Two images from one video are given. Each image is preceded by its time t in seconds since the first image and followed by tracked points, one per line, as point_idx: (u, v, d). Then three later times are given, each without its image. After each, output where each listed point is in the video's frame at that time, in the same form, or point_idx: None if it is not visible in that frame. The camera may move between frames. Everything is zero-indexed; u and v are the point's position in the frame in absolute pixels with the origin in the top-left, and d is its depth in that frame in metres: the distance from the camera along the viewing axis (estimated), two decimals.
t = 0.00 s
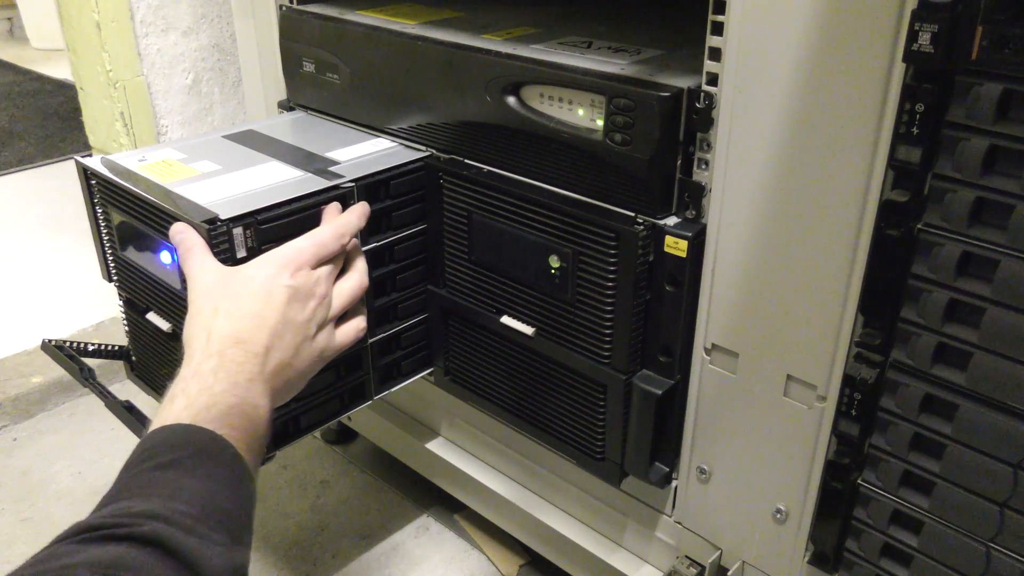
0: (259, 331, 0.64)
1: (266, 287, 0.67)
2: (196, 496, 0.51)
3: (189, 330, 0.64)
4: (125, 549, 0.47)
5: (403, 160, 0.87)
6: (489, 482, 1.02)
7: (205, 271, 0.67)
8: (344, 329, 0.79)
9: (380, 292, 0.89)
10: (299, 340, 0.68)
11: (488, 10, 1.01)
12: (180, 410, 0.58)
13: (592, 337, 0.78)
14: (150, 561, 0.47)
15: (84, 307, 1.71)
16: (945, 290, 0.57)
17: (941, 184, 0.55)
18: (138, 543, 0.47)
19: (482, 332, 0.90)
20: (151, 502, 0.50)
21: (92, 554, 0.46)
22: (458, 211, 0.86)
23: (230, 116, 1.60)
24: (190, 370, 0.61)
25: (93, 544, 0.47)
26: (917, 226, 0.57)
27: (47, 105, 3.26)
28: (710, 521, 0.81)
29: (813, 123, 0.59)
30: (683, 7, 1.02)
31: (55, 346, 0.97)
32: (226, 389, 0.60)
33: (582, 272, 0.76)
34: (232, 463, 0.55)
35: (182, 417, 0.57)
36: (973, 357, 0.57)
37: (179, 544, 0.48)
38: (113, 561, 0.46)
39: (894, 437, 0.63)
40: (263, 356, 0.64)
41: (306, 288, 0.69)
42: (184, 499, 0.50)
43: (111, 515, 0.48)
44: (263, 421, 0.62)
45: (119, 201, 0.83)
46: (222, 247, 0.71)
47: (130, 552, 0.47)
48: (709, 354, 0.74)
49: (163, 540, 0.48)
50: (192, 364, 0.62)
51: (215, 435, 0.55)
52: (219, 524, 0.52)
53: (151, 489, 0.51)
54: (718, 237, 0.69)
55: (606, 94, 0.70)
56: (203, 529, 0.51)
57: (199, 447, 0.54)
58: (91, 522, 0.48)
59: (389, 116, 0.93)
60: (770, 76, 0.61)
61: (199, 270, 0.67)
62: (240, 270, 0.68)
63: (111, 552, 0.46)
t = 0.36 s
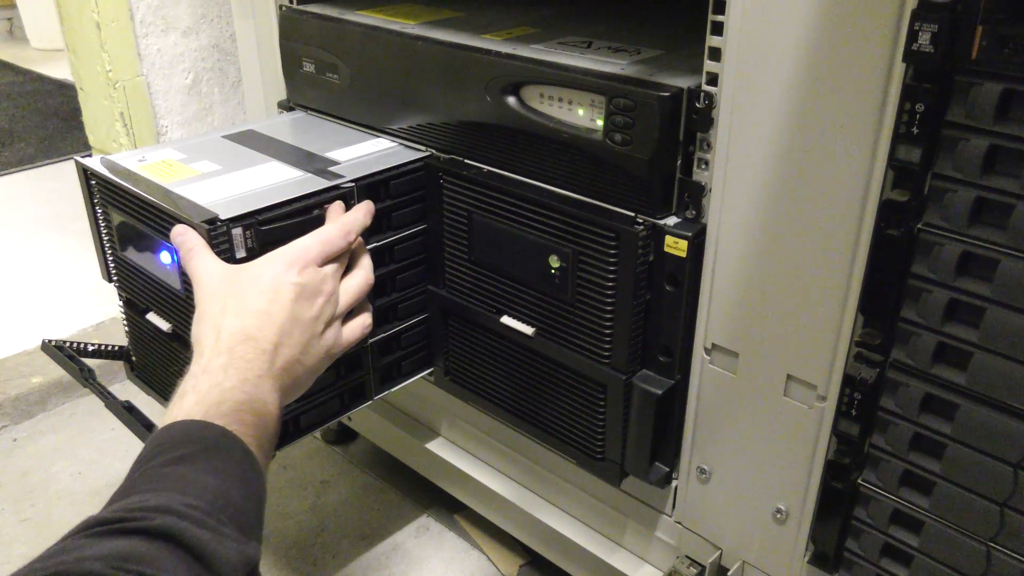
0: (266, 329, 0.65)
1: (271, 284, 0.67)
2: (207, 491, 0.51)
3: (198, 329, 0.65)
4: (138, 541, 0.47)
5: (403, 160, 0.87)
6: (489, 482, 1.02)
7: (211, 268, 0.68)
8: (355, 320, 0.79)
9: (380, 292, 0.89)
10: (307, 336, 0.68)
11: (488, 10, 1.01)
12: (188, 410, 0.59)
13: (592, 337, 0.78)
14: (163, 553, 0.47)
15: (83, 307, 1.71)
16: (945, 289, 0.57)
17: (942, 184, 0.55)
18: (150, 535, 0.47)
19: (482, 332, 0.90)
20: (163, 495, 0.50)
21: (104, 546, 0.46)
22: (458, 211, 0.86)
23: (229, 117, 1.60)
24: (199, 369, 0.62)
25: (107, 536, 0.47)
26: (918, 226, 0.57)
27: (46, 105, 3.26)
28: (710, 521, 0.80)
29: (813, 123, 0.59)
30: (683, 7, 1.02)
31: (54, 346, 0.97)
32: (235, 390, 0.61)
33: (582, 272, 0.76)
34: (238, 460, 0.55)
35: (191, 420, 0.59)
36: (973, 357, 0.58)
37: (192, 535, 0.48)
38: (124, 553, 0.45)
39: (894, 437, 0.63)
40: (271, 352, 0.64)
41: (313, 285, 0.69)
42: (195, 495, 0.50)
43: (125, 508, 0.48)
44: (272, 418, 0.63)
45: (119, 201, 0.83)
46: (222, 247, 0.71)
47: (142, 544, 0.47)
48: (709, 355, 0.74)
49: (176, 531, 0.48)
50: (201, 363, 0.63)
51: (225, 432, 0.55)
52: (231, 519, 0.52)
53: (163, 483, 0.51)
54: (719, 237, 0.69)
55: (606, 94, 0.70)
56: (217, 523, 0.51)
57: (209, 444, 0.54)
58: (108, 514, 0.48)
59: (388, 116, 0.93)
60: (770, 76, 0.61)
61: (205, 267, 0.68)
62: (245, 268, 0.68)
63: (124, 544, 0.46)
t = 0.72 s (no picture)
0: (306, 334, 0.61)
1: (311, 276, 0.64)
2: (238, 491, 0.49)
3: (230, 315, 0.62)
4: (167, 547, 0.44)
5: (403, 160, 0.87)
6: (489, 483, 1.02)
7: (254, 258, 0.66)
8: (365, 339, 0.77)
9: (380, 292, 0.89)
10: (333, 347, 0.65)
11: (487, 10, 1.01)
12: (222, 398, 0.55)
13: (592, 337, 0.78)
14: (198, 565, 0.44)
15: (83, 307, 1.71)
16: (945, 289, 0.57)
17: (941, 184, 0.55)
18: (185, 544, 0.45)
19: (483, 332, 0.90)
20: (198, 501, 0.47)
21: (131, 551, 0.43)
22: (458, 211, 0.86)
23: (228, 117, 1.60)
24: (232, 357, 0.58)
25: (135, 541, 0.44)
26: (918, 226, 0.57)
27: (47, 105, 3.26)
28: (710, 521, 0.80)
29: (813, 124, 0.59)
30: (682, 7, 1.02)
31: (55, 347, 0.97)
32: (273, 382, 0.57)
33: (582, 272, 0.76)
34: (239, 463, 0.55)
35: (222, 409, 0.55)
36: (973, 357, 0.58)
37: (221, 544, 0.45)
38: (155, 562, 0.43)
39: (894, 437, 0.63)
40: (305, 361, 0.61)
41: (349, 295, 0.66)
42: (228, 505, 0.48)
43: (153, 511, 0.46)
44: (301, 421, 0.59)
45: (119, 201, 0.83)
46: (222, 247, 0.71)
47: (171, 550, 0.44)
48: (709, 354, 0.74)
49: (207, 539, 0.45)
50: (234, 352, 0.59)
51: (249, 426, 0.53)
52: (262, 524, 0.49)
53: (191, 485, 0.48)
54: (719, 238, 0.69)
55: (606, 94, 0.70)
56: (248, 531, 0.48)
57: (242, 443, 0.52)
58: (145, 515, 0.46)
59: (388, 116, 0.93)
60: (770, 76, 0.61)
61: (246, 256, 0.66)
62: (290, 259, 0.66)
63: (151, 550, 0.44)
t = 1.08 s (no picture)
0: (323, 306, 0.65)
1: (338, 260, 0.70)
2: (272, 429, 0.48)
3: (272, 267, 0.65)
4: (195, 466, 0.43)
5: (402, 160, 0.87)
6: (490, 482, 1.02)
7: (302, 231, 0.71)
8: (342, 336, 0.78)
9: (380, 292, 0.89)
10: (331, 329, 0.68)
11: (487, 10, 1.01)
12: (263, 326, 0.58)
13: (592, 337, 0.78)
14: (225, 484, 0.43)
15: (83, 307, 1.71)
16: (945, 288, 0.57)
17: (942, 183, 0.55)
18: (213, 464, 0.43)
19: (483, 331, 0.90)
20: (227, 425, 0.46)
21: (160, 467, 0.42)
22: (458, 211, 0.86)
23: (229, 118, 1.60)
24: (277, 299, 0.62)
25: (164, 457, 0.43)
26: (918, 226, 0.57)
27: (47, 105, 3.26)
28: (710, 521, 0.80)
29: (813, 124, 0.59)
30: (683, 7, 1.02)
31: (55, 347, 0.97)
32: (313, 333, 0.61)
33: (582, 272, 0.76)
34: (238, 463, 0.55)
35: (266, 336, 0.57)
36: (973, 356, 0.57)
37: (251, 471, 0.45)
38: (185, 477, 0.42)
39: (894, 436, 0.63)
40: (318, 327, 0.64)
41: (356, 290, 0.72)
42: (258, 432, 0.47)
43: (184, 431, 0.45)
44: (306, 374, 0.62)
45: (119, 201, 0.83)
46: (222, 248, 0.71)
47: (199, 471, 0.43)
48: (709, 354, 0.74)
49: (241, 469, 0.44)
50: (277, 298, 0.62)
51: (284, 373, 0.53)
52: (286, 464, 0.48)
53: (220, 411, 0.47)
54: (719, 238, 0.69)
55: (606, 94, 0.70)
56: (277, 469, 0.47)
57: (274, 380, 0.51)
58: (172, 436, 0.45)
59: (388, 116, 0.93)
60: (771, 75, 0.61)
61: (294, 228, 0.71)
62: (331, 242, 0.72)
63: (179, 467, 0.42)
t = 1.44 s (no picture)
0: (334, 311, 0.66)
1: (347, 264, 0.70)
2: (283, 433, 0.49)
3: (279, 275, 0.66)
4: (213, 468, 0.44)
5: (402, 160, 0.87)
6: (490, 482, 1.02)
7: (308, 238, 0.72)
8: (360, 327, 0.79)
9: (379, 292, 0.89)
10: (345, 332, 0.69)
11: (487, 10, 1.01)
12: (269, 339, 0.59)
13: (592, 337, 0.78)
14: (240, 481, 0.44)
15: (83, 308, 1.71)
16: (945, 288, 0.57)
17: (941, 183, 0.55)
18: (228, 463, 0.44)
19: (483, 331, 0.90)
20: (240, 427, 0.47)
21: (177, 464, 0.43)
22: (458, 211, 0.86)
23: (229, 119, 1.61)
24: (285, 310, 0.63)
25: (182, 457, 0.44)
26: (917, 226, 0.57)
27: (47, 105, 3.27)
28: (711, 521, 0.80)
29: (813, 124, 0.59)
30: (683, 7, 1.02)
31: (55, 347, 0.97)
32: (323, 343, 0.62)
33: (582, 272, 0.76)
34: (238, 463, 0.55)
35: (274, 348, 0.58)
36: (973, 356, 0.58)
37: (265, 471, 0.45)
38: (201, 474, 0.43)
39: (894, 436, 0.63)
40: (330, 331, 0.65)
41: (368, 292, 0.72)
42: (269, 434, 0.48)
43: (201, 434, 0.46)
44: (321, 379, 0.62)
45: (119, 201, 0.83)
46: (222, 248, 0.71)
47: (217, 472, 0.44)
48: (709, 354, 0.74)
49: (255, 470, 0.45)
50: (286, 308, 0.63)
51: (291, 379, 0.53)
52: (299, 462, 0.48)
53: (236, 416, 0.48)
54: (718, 238, 0.69)
55: (606, 94, 0.70)
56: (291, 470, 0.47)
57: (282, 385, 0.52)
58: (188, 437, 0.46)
59: (388, 116, 0.93)
60: (771, 75, 0.61)
61: (301, 234, 0.72)
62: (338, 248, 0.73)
63: (198, 467, 0.43)
